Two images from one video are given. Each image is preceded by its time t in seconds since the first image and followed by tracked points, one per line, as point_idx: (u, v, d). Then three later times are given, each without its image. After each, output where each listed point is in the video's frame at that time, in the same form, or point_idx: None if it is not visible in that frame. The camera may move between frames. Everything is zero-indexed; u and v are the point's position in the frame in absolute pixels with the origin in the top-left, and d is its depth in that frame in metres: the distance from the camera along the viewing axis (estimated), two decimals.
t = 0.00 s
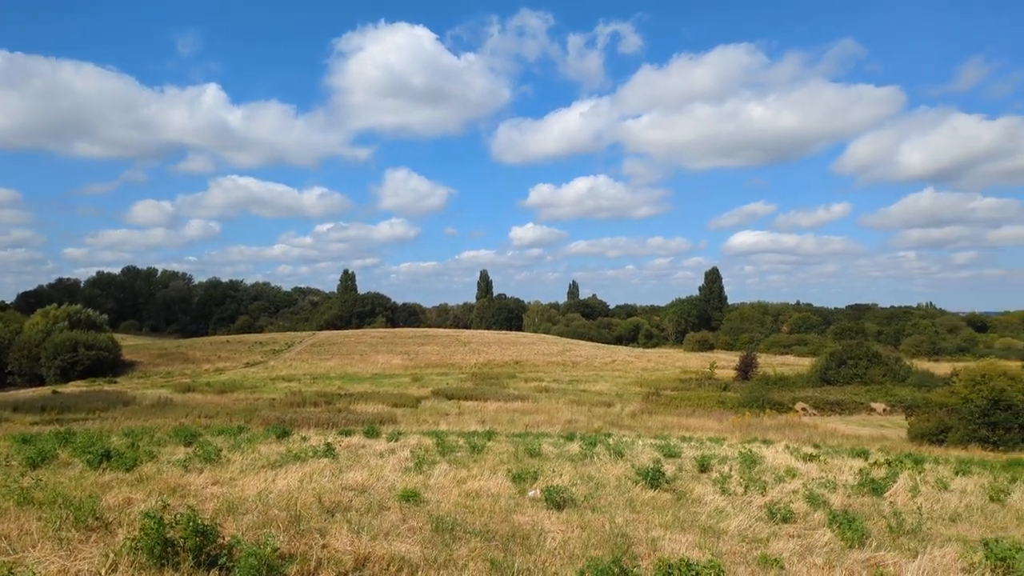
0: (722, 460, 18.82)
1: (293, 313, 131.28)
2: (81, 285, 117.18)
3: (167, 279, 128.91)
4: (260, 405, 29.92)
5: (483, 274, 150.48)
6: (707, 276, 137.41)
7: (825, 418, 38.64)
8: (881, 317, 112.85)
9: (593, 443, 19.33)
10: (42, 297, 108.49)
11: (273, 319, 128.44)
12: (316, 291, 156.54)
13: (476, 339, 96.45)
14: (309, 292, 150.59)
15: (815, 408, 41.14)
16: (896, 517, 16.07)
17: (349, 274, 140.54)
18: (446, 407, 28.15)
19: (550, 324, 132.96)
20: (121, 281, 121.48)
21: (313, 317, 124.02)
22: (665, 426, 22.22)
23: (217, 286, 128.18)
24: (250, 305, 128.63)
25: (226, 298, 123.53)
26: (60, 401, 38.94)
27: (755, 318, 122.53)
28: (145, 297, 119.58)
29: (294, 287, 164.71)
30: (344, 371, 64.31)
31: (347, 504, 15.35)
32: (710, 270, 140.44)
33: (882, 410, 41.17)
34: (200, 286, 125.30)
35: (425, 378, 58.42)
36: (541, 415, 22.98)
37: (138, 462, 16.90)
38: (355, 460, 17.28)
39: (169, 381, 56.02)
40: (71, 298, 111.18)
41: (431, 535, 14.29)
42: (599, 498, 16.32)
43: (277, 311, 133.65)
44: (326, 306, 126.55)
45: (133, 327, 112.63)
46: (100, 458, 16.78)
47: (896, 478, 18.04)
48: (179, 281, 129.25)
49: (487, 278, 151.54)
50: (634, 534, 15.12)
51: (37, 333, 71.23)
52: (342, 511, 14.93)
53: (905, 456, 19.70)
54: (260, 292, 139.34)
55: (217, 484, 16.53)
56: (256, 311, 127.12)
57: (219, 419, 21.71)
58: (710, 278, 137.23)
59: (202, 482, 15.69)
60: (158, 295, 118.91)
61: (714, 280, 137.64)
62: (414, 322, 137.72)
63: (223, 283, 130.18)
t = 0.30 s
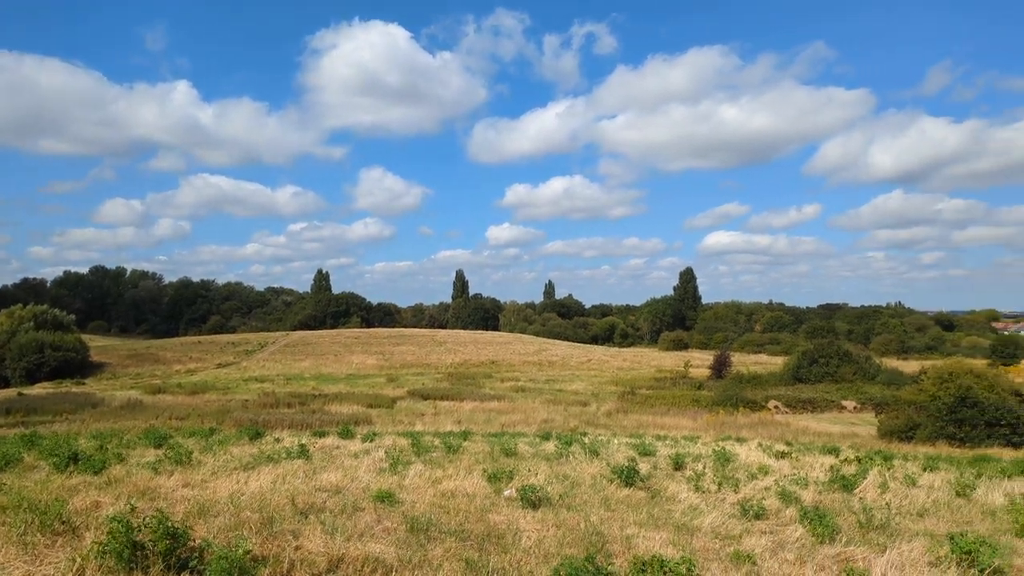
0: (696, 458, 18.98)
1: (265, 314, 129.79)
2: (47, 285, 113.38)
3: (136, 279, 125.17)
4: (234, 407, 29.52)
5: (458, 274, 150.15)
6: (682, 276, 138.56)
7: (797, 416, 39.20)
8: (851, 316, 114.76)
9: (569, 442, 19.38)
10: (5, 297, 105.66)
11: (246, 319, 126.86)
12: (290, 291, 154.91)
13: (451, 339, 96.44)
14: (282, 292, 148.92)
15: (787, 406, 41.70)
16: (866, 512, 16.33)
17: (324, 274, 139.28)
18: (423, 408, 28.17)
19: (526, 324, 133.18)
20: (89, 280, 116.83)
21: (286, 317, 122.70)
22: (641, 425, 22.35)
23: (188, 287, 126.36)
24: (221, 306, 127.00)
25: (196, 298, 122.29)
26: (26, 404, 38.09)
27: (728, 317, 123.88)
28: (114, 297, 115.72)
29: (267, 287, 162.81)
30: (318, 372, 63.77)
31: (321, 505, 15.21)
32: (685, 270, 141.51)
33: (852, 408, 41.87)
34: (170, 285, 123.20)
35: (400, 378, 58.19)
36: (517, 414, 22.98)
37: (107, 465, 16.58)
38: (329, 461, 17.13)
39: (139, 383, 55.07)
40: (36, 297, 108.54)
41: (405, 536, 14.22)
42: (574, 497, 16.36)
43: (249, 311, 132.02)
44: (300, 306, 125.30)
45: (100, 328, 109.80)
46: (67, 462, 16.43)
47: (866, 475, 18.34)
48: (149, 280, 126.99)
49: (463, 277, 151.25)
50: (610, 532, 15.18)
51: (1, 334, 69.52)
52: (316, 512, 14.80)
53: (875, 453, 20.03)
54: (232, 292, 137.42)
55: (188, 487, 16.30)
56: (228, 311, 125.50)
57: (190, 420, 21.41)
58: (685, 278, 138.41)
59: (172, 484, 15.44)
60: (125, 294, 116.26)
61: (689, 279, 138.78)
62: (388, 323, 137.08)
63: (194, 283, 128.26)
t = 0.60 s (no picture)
0: (673, 458, 19.11)
1: (241, 314, 128.42)
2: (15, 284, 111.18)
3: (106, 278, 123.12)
4: (207, 408, 29.17)
5: (437, 275, 149.73)
6: (660, 277, 139.39)
7: (772, 416, 39.61)
8: (826, 317, 116.29)
9: (546, 443, 19.40)
10: None
11: (220, 320, 125.43)
12: (265, 291, 153.41)
13: (428, 340, 96.29)
14: (257, 292, 147.34)
15: (763, 406, 42.13)
16: (839, 511, 16.53)
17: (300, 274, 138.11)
18: (400, 409, 28.12)
19: (504, 325, 133.18)
20: (59, 280, 114.82)
21: (262, 317, 121.50)
22: (618, 425, 22.44)
23: (161, 287, 124.53)
24: (195, 306, 125.44)
25: (169, 299, 122.66)
26: None
27: (705, 318, 124.86)
28: (85, 297, 114.09)
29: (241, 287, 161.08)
30: (294, 373, 63.24)
31: (296, 507, 15.07)
32: (662, 272, 142.42)
33: (826, 408, 42.41)
34: (143, 285, 121.35)
35: (376, 379, 57.92)
36: (495, 415, 22.96)
37: (76, 468, 16.28)
38: (304, 463, 17.00)
39: (111, 385, 54.14)
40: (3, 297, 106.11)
41: (381, 538, 14.13)
42: (552, 498, 16.38)
43: (224, 311, 130.49)
44: (275, 307, 124.19)
45: (71, 328, 108.38)
46: (35, 465, 16.11)
47: (839, 474, 18.58)
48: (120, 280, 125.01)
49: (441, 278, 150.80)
50: (586, 532, 15.22)
51: None
52: (291, 515, 14.66)
53: (848, 452, 20.30)
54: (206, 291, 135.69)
55: (159, 490, 16.06)
56: (202, 312, 124.07)
57: (162, 422, 21.12)
58: (662, 279, 139.31)
59: (144, 487, 15.22)
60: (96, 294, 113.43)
61: (666, 281, 139.67)
62: (365, 323, 136.40)
63: (167, 284, 126.67)
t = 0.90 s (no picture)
0: (647, 459, 19.22)
1: (213, 315, 126.78)
2: None
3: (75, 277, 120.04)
4: (178, 411, 28.72)
5: (413, 276, 149.17)
6: (637, 279, 140.32)
7: (745, 417, 40.02)
8: (798, 320, 117.95)
9: (522, 445, 19.42)
10: None
11: (192, 320, 123.72)
12: (239, 292, 151.66)
13: (404, 341, 96.01)
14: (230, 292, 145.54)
15: (736, 408, 42.55)
16: (809, 511, 16.74)
17: (274, 275, 136.58)
18: (375, 411, 28.04)
19: (481, 326, 133.13)
20: (25, 279, 111.68)
21: (235, 318, 120.04)
22: (594, 427, 22.54)
23: (131, 287, 122.43)
24: (166, 307, 123.46)
25: (140, 299, 121.11)
26: None
27: (680, 320, 125.95)
28: (52, 297, 111.16)
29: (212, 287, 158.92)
30: (268, 374, 62.57)
31: (268, 510, 14.92)
32: (639, 274, 143.42)
33: (798, 409, 42.96)
34: (113, 285, 119.11)
35: (351, 381, 57.56)
36: (471, 417, 22.92)
37: (40, 472, 15.95)
38: (277, 465, 16.84)
39: (79, 387, 53.04)
40: None
41: (354, 540, 14.04)
42: (526, 499, 16.39)
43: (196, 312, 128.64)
44: (248, 308, 122.83)
45: (37, 329, 105.36)
46: None
47: (810, 474, 18.83)
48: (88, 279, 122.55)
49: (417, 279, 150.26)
50: (560, 533, 15.25)
51: None
52: (262, 518, 14.51)
53: (819, 453, 20.58)
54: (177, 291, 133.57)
55: (128, 493, 15.81)
56: (173, 312, 122.27)
57: (131, 425, 20.76)
58: (638, 281, 140.18)
59: (111, 490, 14.96)
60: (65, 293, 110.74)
61: (643, 283, 140.61)
62: (340, 324, 135.56)
63: (137, 284, 124.55)
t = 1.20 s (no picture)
0: (625, 456, 19.33)
1: (186, 315, 125.06)
2: None
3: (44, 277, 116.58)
4: (151, 413, 28.24)
5: (390, 275, 148.48)
6: (614, 277, 140.98)
7: (723, 414, 40.39)
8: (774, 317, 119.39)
9: (501, 443, 19.43)
10: None
11: (165, 321, 121.95)
12: (212, 292, 149.51)
13: (382, 341, 95.44)
14: (203, 291, 143.42)
15: (713, 404, 42.92)
16: (785, 505, 16.95)
17: (249, 274, 135.21)
18: (354, 411, 27.97)
19: (459, 326, 132.93)
20: None
21: (209, 318, 118.50)
22: (573, 425, 22.61)
23: (102, 287, 120.12)
24: (138, 308, 121.41)
25: (111, 299, 118.83)
26: None
27: (657, 318, 126.82)
28: (20, 296, 107.92)
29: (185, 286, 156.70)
30: (243, 375, 61.95)
31: (243, 512, 14.76)
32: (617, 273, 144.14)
33: (774, 405, 43.45)
34: (83, 285, 116.74)
35: (329, 381, 57.18)
36: (450, 416, 22.88)
37: (9, 476, 15.64)
38: (253, 467, 16.67)
39: (48, 390, 51.98)
40: None
41: (331, 541, 13.94)
42: (505, 498, 16.39)
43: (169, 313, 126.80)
44: (223, 308, 121.37)
45: (5, 331, 102.38)
46: None
47: (785, 469, 19.06)
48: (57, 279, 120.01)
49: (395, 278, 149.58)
50: (539, 531, 15.28)
51: None
52: (238, 519, 14.34)
53: (795, 448, 20.84)
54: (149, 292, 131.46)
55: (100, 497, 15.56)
56: (146, 313, 120.39)
57: (103, 428, 20.43)
58: (616, 279, 140.75)
59: (82, 494, 14.71)
60: (34, 294, 108.36)
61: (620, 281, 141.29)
62: (317, 324, 134.58)
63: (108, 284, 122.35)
